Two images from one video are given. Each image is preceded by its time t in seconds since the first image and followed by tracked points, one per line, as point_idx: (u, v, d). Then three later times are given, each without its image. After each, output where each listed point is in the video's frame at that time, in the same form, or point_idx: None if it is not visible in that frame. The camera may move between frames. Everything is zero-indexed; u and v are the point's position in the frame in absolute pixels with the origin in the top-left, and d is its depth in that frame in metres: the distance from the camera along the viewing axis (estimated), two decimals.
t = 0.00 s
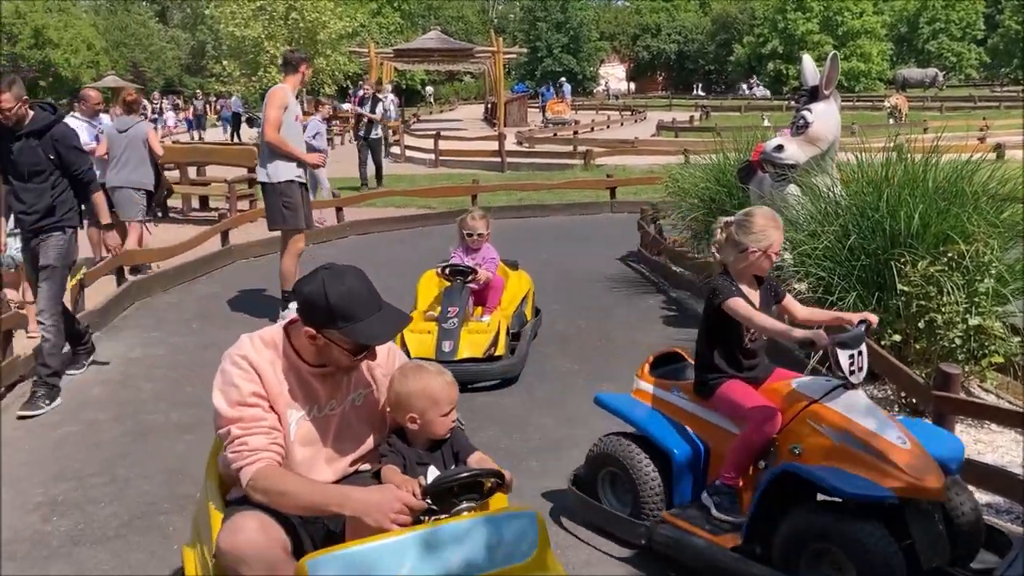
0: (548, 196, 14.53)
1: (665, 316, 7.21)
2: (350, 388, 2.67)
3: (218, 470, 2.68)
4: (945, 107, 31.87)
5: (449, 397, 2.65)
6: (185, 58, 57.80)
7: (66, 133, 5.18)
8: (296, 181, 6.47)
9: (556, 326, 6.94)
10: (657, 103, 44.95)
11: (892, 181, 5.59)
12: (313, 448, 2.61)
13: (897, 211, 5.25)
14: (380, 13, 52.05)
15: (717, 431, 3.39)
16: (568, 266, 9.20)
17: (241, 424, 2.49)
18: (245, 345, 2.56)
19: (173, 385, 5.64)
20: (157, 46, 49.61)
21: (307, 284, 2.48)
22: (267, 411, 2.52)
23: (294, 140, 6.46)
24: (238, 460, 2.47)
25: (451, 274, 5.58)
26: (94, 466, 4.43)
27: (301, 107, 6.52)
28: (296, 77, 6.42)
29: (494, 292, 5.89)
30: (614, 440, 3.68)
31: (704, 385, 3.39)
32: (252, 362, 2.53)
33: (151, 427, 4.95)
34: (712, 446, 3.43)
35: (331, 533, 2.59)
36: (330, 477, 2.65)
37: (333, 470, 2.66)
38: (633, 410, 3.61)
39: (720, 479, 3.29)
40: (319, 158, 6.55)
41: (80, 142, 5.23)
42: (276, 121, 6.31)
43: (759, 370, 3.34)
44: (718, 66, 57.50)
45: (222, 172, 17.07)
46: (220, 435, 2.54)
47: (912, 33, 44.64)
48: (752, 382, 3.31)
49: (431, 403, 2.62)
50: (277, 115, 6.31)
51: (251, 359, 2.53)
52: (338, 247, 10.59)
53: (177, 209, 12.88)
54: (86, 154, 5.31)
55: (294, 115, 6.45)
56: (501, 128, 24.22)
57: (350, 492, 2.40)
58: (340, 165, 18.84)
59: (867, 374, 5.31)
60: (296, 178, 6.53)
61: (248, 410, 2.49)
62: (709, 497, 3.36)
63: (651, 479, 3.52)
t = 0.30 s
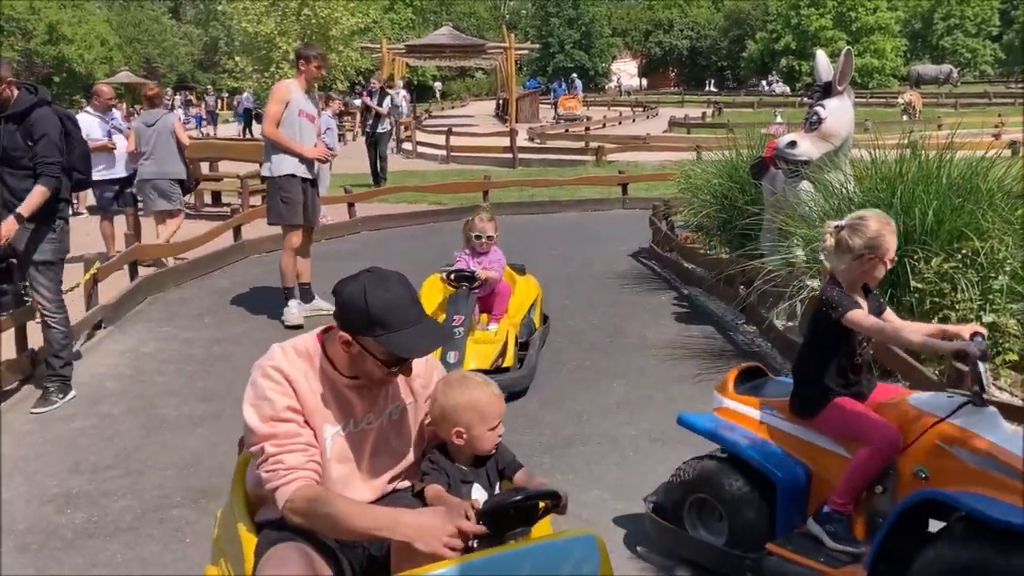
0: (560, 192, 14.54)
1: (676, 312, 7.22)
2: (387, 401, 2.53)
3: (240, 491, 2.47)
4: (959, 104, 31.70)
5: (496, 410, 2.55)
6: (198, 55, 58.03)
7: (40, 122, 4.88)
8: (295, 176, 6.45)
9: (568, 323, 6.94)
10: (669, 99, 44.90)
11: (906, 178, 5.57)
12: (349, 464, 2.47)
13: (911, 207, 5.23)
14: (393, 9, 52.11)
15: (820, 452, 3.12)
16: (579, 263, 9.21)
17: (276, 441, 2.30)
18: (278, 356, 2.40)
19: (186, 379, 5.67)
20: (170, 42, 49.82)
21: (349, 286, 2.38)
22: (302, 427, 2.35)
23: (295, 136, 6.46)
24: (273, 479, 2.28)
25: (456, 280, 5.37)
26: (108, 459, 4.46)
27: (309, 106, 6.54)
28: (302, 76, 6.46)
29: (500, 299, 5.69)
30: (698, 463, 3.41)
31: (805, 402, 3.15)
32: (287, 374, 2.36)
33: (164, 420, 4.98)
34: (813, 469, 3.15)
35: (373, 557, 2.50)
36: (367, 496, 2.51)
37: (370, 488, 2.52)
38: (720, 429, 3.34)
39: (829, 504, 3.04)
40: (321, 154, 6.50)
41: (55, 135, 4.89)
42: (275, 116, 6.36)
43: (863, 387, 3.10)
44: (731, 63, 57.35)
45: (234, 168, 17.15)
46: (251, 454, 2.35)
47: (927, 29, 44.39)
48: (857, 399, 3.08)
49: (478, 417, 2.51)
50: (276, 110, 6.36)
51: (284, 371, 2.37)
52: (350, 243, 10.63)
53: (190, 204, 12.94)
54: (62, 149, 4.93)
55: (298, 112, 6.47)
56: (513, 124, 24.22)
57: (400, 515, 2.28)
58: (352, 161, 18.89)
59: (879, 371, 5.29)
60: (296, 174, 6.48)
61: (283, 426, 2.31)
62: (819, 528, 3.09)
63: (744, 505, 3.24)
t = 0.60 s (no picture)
0: (569, 190, 14.51)
1: (686, 310, 7.19)
2: (427, 419, 2.39)
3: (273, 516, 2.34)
4: (973, 101, 31.45)
5: (549, 429, 2.42)
6: (209, 53, 58.14)
7: (40, 133, 4.87)
8: (291, 177, 6.43)
9: (578, 320, 6.93)
10: (680, 96, 44.73)
11: (917, 175, 5.52)
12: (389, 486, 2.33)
13: (923, 205, 5.20)
14: (403, 6, 52.10)
15: (943, 477, 2.91)
16: (589, 261, 9.19)
17: (315, 464, 2.15)
18: (314, 372, 2.25)
19: (196, 376, 5.68)
20: (180, 39, 49.95)
21: (388, 293, 2.24)
22: (343, 447, 2.20)
23: (292, 136, 6.43)
24: (313, 504, 2.14)
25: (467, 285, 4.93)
26: (120, 455, 4.48)
27: (306, 104, 6.48)
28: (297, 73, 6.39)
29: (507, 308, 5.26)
30: (802, 490, 3.10)
31: (927, 422, 2.92)
32: (323, 391, 2.22)
33: (175, 417, 5.00)
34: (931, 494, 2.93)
35: None
36: (409, 521, 2.37)
37: (412, 512, 2.39)
38: (824, 451, 3.06)
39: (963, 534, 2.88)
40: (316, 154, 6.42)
41: (53, 146, 4.90)
42: (269, 118, 6.36)
43: (983, 405, 2.97)
44: (742, 60, 57.11)
45: (245, 165, 17.20)
46: (286, 477, 2.20)
47: (939, 26, 44.12)
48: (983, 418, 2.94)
49: (531, 435, 2.39)
50: (270, 112, 6.36)
51: (320, 387, 2.22)
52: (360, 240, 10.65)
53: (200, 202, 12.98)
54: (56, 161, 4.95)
55: (294, 112, 6.42)
56: (523, 121, 24.16)
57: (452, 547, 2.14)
58: (361, 159, 18.91)
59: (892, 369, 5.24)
60: (291, 176, 6.44)
61: (322, 447, 2.17)
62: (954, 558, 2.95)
63: (872, 544, 2.90)
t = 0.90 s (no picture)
0: (578, 189, 14.51)
1: (695, 310, 7.18)
2: (480, 445, 2.19)
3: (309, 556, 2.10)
4: (983, 100, 31.30)
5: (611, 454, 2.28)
6: (218, 53, 58.26)
7: None
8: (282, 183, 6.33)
9: (587, 320, 6.92)
10: (688, 96, 44.63)
11: (928, 175, 5.48)
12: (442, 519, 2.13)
13: (935, 205, 5.15)
14: (411, 6, 52.11)
15: None
16: (598, 260, 9.18)
17: (368, 499, 1.94)
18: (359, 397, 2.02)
19: (205, 376, 5.69)
20: (189, 40, 50.06)
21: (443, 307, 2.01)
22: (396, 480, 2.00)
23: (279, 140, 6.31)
24: (367, 546, 1.90)
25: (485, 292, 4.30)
26: (130, 454, 4.50)
27: (292, 105, 6.35)
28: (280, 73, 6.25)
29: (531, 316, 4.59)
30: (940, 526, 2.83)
31: None
32: (372, 419, 2.00)
33: (184, 417, 5.01)
34: None
35: None
36: (463, 556, 2.18)
37: (466, 546, 2.19)
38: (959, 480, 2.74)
39: None
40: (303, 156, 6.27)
41: (15, 155, 4.82)
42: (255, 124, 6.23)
43: None
44: (750, 59, 56.94)
45: (253, 165, 17.24)
46: (333, 515, 1.98)
47: (949, 24, 43.93)
48: None
49: (594, 461, 2.25)
50: (254, 118, 6.23)
51: (370, 415, 2.00)
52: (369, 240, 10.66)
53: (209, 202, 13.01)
54: (17, 170, 4.87)
55: (280, 114, 6.30)
56: (531, 121, 24.14)
57: None
58: (369, 159, 18.93)
59: (902, 370, 5.24)
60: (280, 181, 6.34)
61: (376, 480, 1.96)
62: None
63: None
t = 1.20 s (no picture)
0: (585, 190, 14.48)
1: (703, 312, 7.14)
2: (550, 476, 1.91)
3: None
4: (991, 100, 31.16)
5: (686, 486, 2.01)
6: (224, 53, 58.34)
7: None
8: (264, 189, 6.29)
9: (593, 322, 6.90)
10: (695, 96, 44.53)
11: (938, 176, 5.45)
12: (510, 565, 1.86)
13: (944, 207, 5.12)
14: (418, 7, 52.13)
15: None
16: (605, 262, 9.15)
17: (433, 543, 1.73)
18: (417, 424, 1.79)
19: (211, 379, 5.68)
20: (196, 41, 50.13)
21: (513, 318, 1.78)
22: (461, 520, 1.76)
23: (272, 144, 6.22)
24: None
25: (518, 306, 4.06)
26: (137, 458, 4.49)
27: (285, 108, 6.23)
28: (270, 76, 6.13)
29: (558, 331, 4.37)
30: None
31: None
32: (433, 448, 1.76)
33: (190, 420, 5.01)
34: None
35: None
36: None
37: None
38: None
39: None
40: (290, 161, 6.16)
41: None
42: (245, 130, 6.19)
43: None
44: (757, 59, 56.82)
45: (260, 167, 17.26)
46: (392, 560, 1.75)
47: (957, 24, 43.76)
48: None
49: (669, 496, 1.97)
50: (244, 122, 6.19)
51: (430, 445, 1.76)
52: (376, 241, 10.65)
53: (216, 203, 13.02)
54: None
55: (271, 118, 6.20)
56: (537, 121, 24.10)
57: None
58: (376, 160, 18.94)
59: (911, 373, 5.21)
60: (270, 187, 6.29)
61: (439, 520, 1.73)
62: None
63: None
